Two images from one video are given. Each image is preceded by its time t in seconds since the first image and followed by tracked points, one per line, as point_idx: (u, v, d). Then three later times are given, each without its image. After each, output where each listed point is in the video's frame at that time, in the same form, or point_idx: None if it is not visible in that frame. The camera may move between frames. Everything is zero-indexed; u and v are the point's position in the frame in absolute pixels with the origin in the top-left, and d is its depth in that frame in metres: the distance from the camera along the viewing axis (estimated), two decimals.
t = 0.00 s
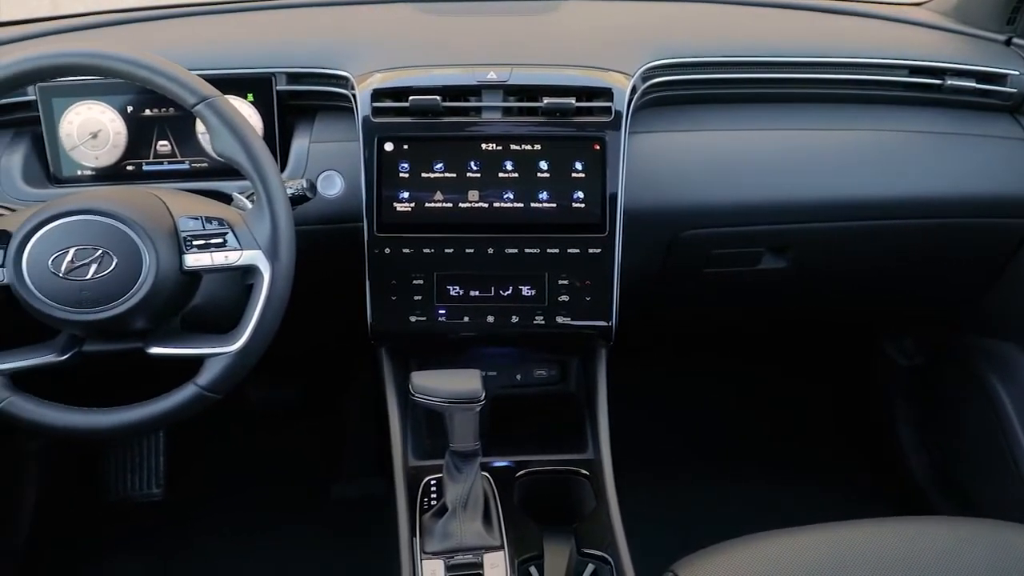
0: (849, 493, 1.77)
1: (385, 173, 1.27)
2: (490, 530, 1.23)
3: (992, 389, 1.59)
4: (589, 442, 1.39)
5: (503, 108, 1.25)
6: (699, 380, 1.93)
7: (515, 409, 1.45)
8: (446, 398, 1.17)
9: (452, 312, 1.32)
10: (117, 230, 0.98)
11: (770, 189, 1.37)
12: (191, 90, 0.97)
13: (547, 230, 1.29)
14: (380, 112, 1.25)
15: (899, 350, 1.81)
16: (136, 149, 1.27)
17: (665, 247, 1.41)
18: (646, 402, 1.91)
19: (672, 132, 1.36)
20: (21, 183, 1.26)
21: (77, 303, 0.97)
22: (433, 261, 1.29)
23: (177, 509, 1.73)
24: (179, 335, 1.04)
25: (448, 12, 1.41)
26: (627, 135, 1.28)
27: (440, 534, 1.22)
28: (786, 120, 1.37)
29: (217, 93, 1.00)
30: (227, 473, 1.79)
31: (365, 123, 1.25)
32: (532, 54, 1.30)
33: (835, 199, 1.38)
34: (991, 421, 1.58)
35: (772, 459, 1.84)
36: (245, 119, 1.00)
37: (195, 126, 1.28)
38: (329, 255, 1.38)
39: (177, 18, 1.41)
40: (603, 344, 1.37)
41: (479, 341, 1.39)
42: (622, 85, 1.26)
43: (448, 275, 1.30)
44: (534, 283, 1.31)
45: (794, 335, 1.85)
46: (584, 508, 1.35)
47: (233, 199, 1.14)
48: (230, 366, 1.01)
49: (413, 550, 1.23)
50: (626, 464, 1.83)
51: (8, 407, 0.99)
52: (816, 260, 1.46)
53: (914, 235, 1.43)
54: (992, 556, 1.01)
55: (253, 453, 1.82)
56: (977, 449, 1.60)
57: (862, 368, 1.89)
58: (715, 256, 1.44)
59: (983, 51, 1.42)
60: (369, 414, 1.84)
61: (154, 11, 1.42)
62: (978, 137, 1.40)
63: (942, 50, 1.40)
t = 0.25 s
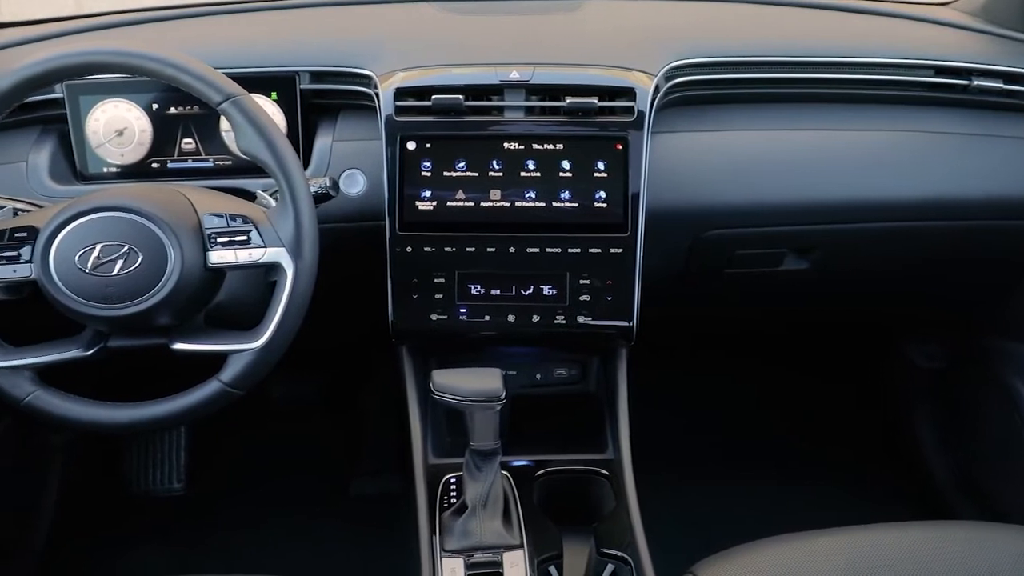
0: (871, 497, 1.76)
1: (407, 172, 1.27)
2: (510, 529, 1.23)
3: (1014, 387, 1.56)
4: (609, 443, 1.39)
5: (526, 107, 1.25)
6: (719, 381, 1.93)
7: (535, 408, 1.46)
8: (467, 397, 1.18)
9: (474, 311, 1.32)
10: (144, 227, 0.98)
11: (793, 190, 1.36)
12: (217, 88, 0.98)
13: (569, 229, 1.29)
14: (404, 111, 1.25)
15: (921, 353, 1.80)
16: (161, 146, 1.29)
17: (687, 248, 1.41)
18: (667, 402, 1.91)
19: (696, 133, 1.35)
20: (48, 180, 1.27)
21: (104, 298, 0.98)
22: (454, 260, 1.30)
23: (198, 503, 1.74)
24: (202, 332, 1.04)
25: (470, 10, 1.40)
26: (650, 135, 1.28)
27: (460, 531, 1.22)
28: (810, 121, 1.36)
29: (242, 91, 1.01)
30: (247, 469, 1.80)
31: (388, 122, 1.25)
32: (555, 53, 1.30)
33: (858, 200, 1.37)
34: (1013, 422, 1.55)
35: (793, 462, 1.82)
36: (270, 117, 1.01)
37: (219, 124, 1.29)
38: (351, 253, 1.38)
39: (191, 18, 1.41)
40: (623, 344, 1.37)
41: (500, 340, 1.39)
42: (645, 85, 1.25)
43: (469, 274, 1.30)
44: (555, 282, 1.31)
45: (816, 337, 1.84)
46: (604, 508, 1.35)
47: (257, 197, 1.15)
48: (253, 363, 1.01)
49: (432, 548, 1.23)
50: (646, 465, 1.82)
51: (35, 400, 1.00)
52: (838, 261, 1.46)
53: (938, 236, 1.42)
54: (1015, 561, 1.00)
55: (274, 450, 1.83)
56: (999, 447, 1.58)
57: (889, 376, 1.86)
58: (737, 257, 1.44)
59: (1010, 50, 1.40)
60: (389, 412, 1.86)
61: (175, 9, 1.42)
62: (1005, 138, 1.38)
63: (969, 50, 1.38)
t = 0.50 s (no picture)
0: (893, 500, 1.75)
1: (430, 171, 1.27)
2: (530, 528, 1.24)
3: None
4: (630, 443, 1.39)
5: (549, 106, 1.25)
6: (741, 383, 1.92)
7: (555, 409, 1.45)
8: (488, 396, 1.18)
9: (495, 310, 1.32)
10: (169, 223, 0.99)
11: (816, 191, 1.36)
12: (243, 86, 0.99)
13: (591, 229, 1.28)
14: (427, 110, 1.25)
15: (945, 356, 1.78)
16: (186, 144, 1.29)
17: (709, 248, 1.41)
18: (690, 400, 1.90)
19: (719, 133, 1.34)
20: (75, 177, 1.28)
21: (129, 294, 0.99)
22: (476, 259, 1.30)
23: (219, 497, 1.75)
24: (225, 329, 1.05)
25: (492, 9, 1.39)
26: (673, 135, 1.28)
27: (480, 530, 1.23)
28: (835, 121, 1.36)
29: (268, 89, 1.01)
30: (268, 466, 1.81)
31: (411, 121, 1.25)
32: (579, 52, 1.30)
33: (882, 202, 1.37)
34: None
35: (815, 465, 1.81)
36: (295, 116, 1.01)
37: (243, 122, 1.29)
38: (373, 251, 1.39)
39: (209, 18, 1.41)
40: (644, 345, 1.37)
41: (521, 339, 1.39)
42: (669, 85, 1.25)
43: (491, 273, 1.30)
44: (577, 282, 1.31)
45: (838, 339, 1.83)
46: (624, 509, 1.34)
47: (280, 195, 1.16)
48: (275, 360, 1.02)
49: (452, 546, 1.23)
50: (667, 466, 1.81)
51: (60, 395, 1.01)
52: (861, 263, 1.45)
53: (963, 238, 1.41)
54: None
55: (295, 446, 1.84)
56: None
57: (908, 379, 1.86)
58: (760, 258, 1.43)
59: None
60: (407, 407, 1.85)
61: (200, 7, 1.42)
62: None
63: (996, 50, 1.37)
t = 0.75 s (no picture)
0: (916, 504, 1.73)
1: (453, 169, 1.27)
2: (550, 528, 1.23)
3: None
4: (650, 444, 1.39)
5: (572, 106, 1.24)
6: (762, 384, 1.91)
7: (575, 409, 1.45)
8: (509, 394, 1.18)
9: (517, 309, 1.32)
10: (196, 221, 1.00)
11: (840, 192, 1.35)
12: (269, 85, 0.99)
13: (614, 229, 1.28)
14: (450, 109, 1.25)
15: (970, 360, 1.76)
16: (211, 142, 1.30)
17: (731, 249, 1.40)
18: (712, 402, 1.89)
19: (743, 133, 1.34)
20: (102, 174, 1.29)
21: (155, 290, 1.00)
22: (498, 258, 1.30)
23: (241, 493, 1.76)
24: (249, 325, 1.06)
25: (516, 7, 1.39)
26: (697, 135, 1.27)
27: (501, 530, 1.23)
28: (860, 121, 1.35)
29: (293, 88, 1.02)
30: (289, 462, 1.82)
31: (434, 120, 1.25)
32: (603, 51, 1.30)
33: (907, 204, 1.36)
34: None
35: (837, 467, 1.80)
36: (320, 115, 1.02)
37: (268, 120, 1.30)
38: (396, 249, 1.39)
39: (225, 17, 1.42)
40: (666, 345, 1.37)
41: (542, 339, 1.39)
42: (693, 85, 1.24)
43: (513, 273, 1.31)
44: (599, 282, 1.30)
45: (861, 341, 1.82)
46: (645, 509, 1.34)
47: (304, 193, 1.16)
48: (299, 357, 1.02)
49: (473, 545, 1.23)
50: (687, 467, 1.81)
51: (87, 389, 1.02)
52: (885, 265, 1.43)
53: (989, 241, 1.40)
54: None
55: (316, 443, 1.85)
56: None
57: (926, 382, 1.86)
58: (782, 260, 1.43)
59: None
60: (430, 406, 1.85)
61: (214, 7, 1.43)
62: None
63: None
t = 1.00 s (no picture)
0: (939, 508, 1.72)
1: (477, 169, 1.27)
2: (571, 528, 1.23)
3: None
4: (672, 445, 1.38)
5: (596, 106, 1.24)
6: (784, 386, 1.90)
7: (596, 409, 1.45)
8: (531, 394, 1.18)
9: (539, 309, 1.32)
10: (221, 218, 1.01)
11: (864, 194, 1.34)
12: (295, 83, 1.00)
13: (637, 230, 1.28)
14: (474, 109, 1.26)
15: (996, 364, 1.74)
16: (237, 140, 1.31)
17: (755, 251, 1.39)
18: (734, 403, 1.88)
19: (767, 134, 1.33)
20: (129, 171, 1.31)
21: (181, 287, 1.00)
22: (521, 257, 1.30)
23: (263, 489, 1.77)
24: (274, 322, 1.06)
25: (540, 7, 1.39)
26: (721, 135, 1.26)
27: (521, 529, 1.23)
28: (886, 122, 1.34)
29: (319, 86, 1.02)
30: (311, 459, 1.82)
31: (458, 119, 1.26)
32: (628, 51, 1.29)
33: (932, 206, 1.35)
34: None
35: (859, 471, 1.79)
36: (346, 113, 1.02)
37: (293, 118, 1.31)
38: (418, 248, 1.39)
39: (238, 18, 1.43)
40: (688, 346, 1.36)
41: (563, 339, 1.39)
42: (718, 85, 1.24)
43: (535, 272, 1.30)
44: (622, 282, 1.30)
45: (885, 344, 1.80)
46: (666, 510, 1.34)
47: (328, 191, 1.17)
48: (322, 354, 1.03)
49: (493, 544, 1.24)
50: (709, 469, 1.80)
51: (114, 384, 1.03)
52: (910, 268, 1.42)
53: (1015, 244, 1.39)
54: None
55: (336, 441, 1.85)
56: None
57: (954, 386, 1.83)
58: (806, 261, 1.42)
59: None
60: (450, 407, 1.84)
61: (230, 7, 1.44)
62: None
63: None
